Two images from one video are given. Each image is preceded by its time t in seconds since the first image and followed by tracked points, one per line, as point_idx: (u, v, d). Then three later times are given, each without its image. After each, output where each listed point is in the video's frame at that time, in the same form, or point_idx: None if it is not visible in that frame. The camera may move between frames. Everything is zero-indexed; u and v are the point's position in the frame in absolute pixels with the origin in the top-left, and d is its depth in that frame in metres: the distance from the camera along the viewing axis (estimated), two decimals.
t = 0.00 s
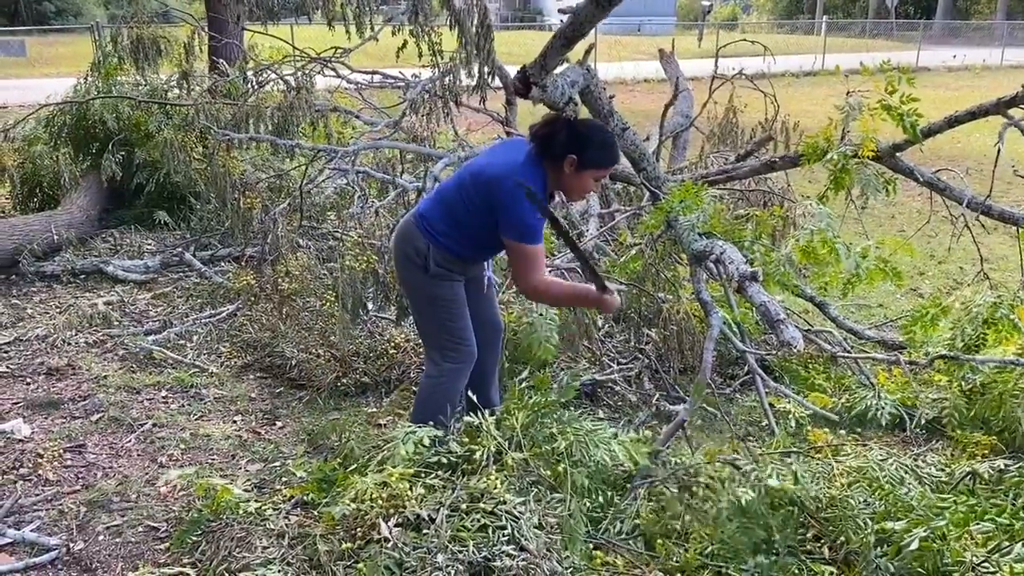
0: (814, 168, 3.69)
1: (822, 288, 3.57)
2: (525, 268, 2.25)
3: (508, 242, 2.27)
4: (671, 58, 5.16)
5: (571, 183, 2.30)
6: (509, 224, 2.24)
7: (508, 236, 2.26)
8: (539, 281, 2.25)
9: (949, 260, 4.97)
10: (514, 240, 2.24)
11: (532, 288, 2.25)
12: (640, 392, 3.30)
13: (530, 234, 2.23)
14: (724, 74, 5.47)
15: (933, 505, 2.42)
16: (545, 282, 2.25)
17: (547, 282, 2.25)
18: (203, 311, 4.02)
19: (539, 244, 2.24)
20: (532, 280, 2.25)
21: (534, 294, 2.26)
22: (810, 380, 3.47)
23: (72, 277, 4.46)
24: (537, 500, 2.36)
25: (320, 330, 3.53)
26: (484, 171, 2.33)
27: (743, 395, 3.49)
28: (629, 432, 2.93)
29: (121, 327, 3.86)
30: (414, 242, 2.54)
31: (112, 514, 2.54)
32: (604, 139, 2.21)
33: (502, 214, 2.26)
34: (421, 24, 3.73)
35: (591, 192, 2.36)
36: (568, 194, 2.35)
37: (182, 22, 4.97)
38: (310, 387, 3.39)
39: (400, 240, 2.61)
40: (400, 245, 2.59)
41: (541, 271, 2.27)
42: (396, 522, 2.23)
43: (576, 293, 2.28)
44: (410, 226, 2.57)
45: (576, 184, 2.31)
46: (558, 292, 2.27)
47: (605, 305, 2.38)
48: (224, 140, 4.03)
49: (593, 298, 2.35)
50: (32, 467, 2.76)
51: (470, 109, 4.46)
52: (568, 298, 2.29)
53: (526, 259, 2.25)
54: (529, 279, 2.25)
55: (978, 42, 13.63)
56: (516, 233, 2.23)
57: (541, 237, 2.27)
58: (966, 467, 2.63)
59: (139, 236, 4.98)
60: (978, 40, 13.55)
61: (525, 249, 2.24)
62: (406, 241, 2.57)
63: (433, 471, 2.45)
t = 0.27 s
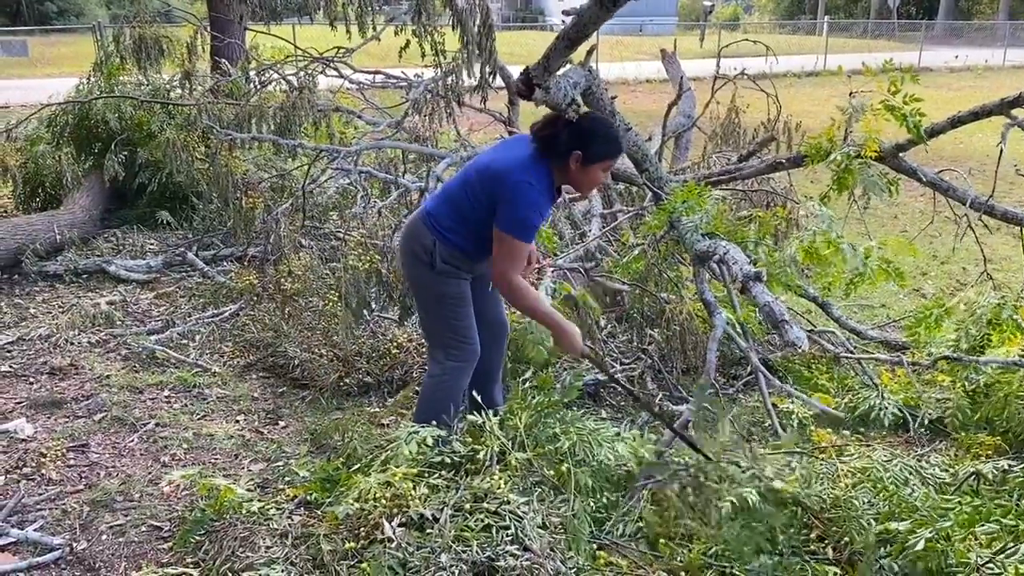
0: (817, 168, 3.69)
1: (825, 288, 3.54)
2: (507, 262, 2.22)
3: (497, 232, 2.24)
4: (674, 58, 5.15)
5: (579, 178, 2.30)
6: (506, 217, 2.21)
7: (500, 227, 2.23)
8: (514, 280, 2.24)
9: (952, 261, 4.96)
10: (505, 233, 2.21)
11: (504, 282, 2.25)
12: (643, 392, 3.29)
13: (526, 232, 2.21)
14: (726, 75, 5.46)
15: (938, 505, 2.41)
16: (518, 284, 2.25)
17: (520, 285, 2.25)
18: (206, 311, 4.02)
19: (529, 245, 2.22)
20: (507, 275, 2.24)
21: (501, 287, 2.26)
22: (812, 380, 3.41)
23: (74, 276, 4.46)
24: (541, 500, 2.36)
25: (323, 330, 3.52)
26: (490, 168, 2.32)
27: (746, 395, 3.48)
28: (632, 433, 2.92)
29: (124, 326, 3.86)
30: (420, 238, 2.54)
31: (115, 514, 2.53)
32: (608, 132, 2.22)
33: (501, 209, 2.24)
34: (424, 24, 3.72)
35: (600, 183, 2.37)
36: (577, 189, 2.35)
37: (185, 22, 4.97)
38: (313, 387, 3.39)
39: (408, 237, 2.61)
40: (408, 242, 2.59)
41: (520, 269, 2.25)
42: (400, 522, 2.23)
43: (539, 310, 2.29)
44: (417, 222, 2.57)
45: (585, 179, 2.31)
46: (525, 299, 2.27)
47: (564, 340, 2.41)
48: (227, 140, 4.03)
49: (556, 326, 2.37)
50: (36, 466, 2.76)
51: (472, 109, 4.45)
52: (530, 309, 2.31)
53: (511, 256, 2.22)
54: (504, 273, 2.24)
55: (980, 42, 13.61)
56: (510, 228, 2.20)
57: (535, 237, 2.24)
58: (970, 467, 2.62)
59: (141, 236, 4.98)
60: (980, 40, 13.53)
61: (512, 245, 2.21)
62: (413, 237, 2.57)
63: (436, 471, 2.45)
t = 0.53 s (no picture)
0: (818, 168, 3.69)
1: (826, 288, 3.54)
2: (489, 236, 2.21)
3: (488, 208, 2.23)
4: (674, 58, 5.15)
5: (585, 175, 2.33)
6: (499, 194, 2.20)
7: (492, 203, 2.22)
8: (493, 257, 2.22)
9: (953, 261, 4.96)
10: (496, 208, 2.20)
11: (481, 255, 2.22)
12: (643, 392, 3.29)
13: (519, 210, 2.20)
14: (727, 75, 5.46)
15: (938, 505, 2.41)
16: (496, 262, 2.22)
17: (498, 264, 2.22)
18: (206, 311, 4.02)
19: (518, 222, 2.20)
20: (486, 250, 2.21)
21: (478, 261, 2.24)
22: (813, 381, 3.44)
23: (75, 276, 4.46)
24: (541, 500, 2.36)
25: (324, 330, 3.52)
26: (493, 155, 2.34)
27: (747, 395, 3.47)
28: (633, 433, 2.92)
29: (125, 326, 3.86)
30: (427, 233, 2.54)
31: (116, 514, 2.53)
32: (620, 133, 2.24)
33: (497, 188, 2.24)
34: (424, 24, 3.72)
35: (604, 182, 2.40)
36: (581, 185, 2.38)
37: (185, 22, 4.97)
38: (314, 387, 3.38)
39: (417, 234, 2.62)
40: (416, 238, 2.60)
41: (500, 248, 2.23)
42: (401, 522, 2.23)
43: (512, 293, 2.25)
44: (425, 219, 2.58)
45: (590, 176, 2.34)
46: (502, 278, 2.24)
47: (529, 334, 2.35)
48: (228, 140, 4.03)
49: (526, 314, 2.33)
50: (36, 466, 2.76)
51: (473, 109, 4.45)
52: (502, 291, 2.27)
53: (496, 232, 2.20)
54: (484, 248, 2.21)
55: (981, 42, 13.60)
56: (501, 203, 2.19)
57: (527, 218, 2.23)
58: (971, 467, 2.61)
59: (142, 236, 4.98)
60: (980, 40, 13.52)
61: (499, 220, 2.20)
62: (421, 233, 2.58)
63: (437, 471, 2.45)
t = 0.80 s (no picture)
0: (817, 168, 3.69)
1: (826, 289, 3.54)
2: (482, 218, 2.28)
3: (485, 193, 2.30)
4: (673, 59, 5.15)
5: (590, 172, 2.37)
6: (496, 179, 2.26)
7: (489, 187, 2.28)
8: (482, 238, 2.30)
9: (951, 261, 4.97)
10: (492, 192, 2.26)
11: (471, 234, 2.30)
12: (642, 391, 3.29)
13: (514, 196, 2.26)
14: (726, 75, 5.46)
15: (938, 504, 2.41)
16: (485, 243, 2.30)
17: (486, 245, 2.30)
18: (206, 311, 4.02)
19: (511, 208, 2.27)
20: (476, 230, 2.29)
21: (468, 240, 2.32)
22: (813, 381, 3.42)
23: (75, 277, 4.45)
24: (541, 500, 2.36)
25: (324, 330, 3.52)
26: (496, 146, 2.38)
27: (747, 395, 3.47)
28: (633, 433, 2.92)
29: (124, 327, 3.86)
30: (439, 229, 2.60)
31: (116, 514, 2.53)
32: (629, 135, 2.27)
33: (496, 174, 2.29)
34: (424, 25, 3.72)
35: (608, 182, 2.44)
36: (586, 182, 2.43)
37: (185, 23, 4.97)
38: (313, 387, 3.38)
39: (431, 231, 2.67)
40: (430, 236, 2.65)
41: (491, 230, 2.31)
42: (402, 521, 2.23)
43: (498, 274, 2.33)
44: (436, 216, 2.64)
45: (595, 174, 2.38)
46: (490, 259, 2.32)
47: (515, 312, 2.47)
48: (227, 140, 4.03)
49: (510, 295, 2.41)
50: (36, 466, 2.76)
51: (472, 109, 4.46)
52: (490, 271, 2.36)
53: (488, 215, 2.28)
54: (474, 228, 2.29)
55: (980, 43, 13.61)
56: (498, 189, 2.25)
57: (523, 205, 2.29)
58: (971, 467, 2.62)
59: (141, 236, 4.98)
60: (978, 41, 13.54)
61: (492, 203, 2.26)
62: (434, 230, 2.63)
63: (437, 471, 2.46)
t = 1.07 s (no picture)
0: (813, 169, 3.70)
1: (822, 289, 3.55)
2: (486, 207, 2.34)
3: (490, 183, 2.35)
4: (669, 59, 5.16)
5: (600, 170, 2.38)
6: (502, 168, 2.31)
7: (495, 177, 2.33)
8: (485, 225, 2.35)
9: (947, 261, 4.98)
10: (497, 181, 2.31)
11: (473, 222, 2.35)
12: (639, 391, 3.30)
13: (518, 186, 2.30)
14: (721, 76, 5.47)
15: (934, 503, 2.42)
16: (487, 231, 2.35)
17: (488, 234, 2.35)
18: (203, 312, 4.01)
19: (514, 197, 2.31)
20: (478, 219, 2.35)
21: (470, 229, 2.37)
22: (810, 380, 3.44)
23: (71, 278, 4.45)
24: (539, 500, 2.37)
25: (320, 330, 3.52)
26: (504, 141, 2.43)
27: (744, 395, 3.47)
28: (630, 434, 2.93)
29: (121, 328, 3.85)
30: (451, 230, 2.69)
31: (113, 515, 2.53)
32: (640, 134, 2.29)
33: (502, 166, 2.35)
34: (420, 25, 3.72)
35: (617, 182, 2.45)
36: (595, 181, 2.44)
37: (181, 24, 4.97)
38: (310, 388, 3.38)
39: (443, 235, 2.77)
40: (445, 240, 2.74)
41: (494, 219, 2.36)
42: (399, 522, 2.24)
43: (497, 262, 2.37)
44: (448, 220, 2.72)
45: (604, 173, 2.39)
46: (490, 246, 2.36)
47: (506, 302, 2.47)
48: (223, 141, 4.03)
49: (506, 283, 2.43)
50: (33, 468, 2.75)
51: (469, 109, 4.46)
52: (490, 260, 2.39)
53: (492, 204, 2.33)
54: (477, 216, 2.35)
55: (975, 43, 13.65)
56: (503, 178, 2.30)
57: (527, 197, 2.32)
58: (967, 466, 2.63)
59: (138, 237, 4.97)
60: (973, 41, 13.56)
61: (496, 193, 2.32)
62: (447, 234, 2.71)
63: (435, 472, 2.47)
